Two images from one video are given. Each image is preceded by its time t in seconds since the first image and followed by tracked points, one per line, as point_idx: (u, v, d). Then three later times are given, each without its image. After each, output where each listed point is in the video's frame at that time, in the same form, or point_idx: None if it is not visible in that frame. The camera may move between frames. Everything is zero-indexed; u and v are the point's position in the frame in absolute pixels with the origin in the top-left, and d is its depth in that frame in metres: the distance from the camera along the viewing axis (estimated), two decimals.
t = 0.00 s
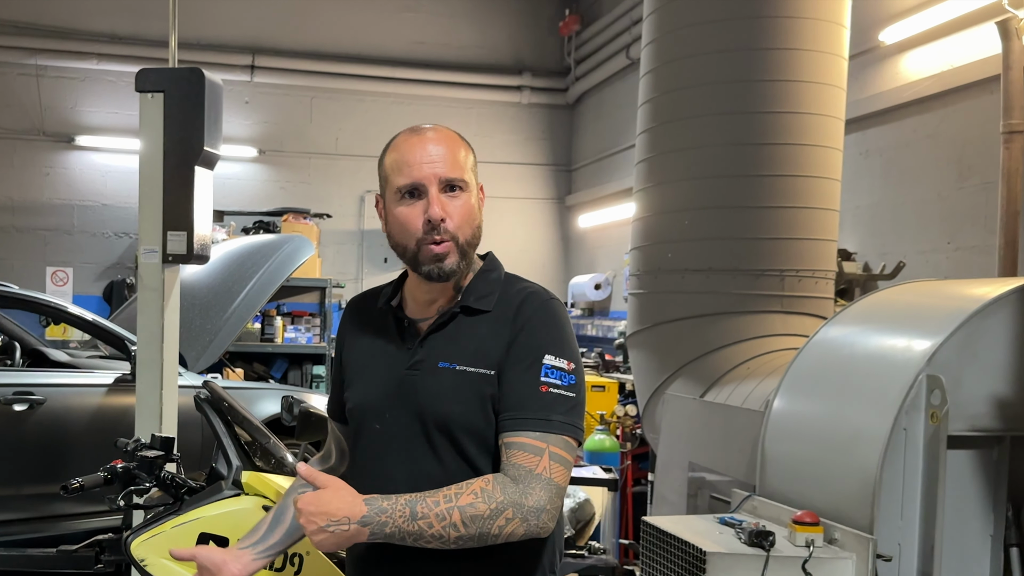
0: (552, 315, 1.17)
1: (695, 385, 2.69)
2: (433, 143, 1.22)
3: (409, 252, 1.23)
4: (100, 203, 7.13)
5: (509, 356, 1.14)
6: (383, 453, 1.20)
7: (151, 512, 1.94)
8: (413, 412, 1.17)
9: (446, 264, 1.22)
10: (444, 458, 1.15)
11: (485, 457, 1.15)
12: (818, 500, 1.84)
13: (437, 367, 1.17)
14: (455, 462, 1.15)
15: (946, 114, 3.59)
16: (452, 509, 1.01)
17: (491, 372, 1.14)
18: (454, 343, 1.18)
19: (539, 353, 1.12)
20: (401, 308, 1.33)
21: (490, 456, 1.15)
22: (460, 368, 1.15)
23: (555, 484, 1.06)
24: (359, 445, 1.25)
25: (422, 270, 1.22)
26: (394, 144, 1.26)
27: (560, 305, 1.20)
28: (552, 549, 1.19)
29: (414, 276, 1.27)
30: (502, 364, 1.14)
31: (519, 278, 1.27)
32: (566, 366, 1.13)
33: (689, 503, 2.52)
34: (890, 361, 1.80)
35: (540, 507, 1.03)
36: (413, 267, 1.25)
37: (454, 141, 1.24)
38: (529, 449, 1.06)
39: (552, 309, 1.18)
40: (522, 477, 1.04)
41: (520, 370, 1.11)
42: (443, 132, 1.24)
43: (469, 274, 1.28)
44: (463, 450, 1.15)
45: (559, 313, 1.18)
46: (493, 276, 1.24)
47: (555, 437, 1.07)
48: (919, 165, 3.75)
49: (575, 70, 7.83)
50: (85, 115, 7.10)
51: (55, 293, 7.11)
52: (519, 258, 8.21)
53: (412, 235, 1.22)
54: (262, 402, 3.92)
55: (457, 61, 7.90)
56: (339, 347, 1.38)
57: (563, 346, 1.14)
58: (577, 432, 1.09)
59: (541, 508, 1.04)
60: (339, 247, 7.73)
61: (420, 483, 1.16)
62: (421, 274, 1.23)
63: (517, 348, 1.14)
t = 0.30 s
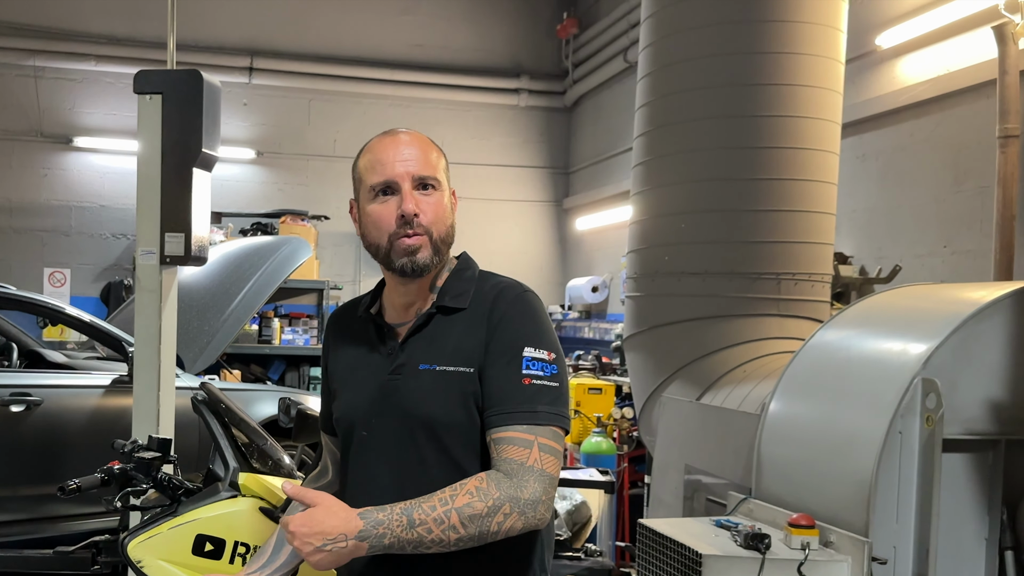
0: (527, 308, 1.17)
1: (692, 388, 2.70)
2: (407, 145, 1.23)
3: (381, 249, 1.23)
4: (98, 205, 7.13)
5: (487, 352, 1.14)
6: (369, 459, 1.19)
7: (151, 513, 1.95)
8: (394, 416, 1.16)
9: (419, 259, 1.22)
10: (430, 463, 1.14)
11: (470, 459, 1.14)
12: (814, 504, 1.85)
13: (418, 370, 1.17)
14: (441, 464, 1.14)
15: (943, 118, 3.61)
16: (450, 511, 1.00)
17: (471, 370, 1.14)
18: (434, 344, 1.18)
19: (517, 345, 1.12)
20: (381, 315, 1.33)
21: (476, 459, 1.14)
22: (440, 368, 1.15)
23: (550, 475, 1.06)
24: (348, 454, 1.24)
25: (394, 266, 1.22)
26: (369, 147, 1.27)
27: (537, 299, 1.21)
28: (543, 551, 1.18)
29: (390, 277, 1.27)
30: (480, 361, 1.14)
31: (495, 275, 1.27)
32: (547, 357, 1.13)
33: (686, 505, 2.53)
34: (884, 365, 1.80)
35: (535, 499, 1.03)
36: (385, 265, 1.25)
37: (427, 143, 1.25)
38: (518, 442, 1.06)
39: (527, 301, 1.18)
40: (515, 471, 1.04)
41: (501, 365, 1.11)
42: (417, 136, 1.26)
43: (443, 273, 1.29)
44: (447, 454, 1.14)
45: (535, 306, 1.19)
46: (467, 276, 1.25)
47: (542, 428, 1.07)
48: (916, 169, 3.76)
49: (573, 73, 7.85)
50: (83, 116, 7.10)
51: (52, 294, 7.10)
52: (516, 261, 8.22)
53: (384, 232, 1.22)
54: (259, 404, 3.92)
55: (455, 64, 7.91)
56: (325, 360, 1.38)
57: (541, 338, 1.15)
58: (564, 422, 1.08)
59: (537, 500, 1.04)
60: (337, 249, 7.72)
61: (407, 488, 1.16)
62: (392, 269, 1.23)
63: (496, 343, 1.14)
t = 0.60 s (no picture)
0: (533, 317, 1.19)
1: (691, 391, 2.70)
2: (420, 140, 1.28)
3: (377, 231, 1.24)
4: (97, 206, 7.12)
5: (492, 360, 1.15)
6: (362, 461, 1.17)
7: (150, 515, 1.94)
8: (391, 419, 1.15)
9: (410, 243, 1.22)
10: (425, 467, 1.14)
11: (468, 464, 1.14)
12: (813, 507, 1.85)
13: (418, 373, 1.16)
14: (436, 468, 1.14)
15: (942, 122, 3.62)
16: (487, 526, 1.02)
17: (476, 376, 1.14)
18: (435, 348, 1.18)
19: (528, 355, 1.15)
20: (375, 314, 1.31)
21: (472, 464, 1.14)
22: (442, 373, 1.15)
23: (565, 480, 1.12)
24: (335, 455, 1.22)
25: (385, 247, 1.23)
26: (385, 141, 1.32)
27: (537, 308, 1.23)
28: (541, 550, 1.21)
29: (385, 268, 1.27)
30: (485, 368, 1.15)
31: (492, 281, 1.28)
32: (556, 365, 1.17)
33: (684, 509, 2.53)
34: (884, 369, 1.81)
35: (558, 505, 1.09)
36: (380, 250, 1.25)
37: (439, 142, 1.30)
38: (538, 452, 1.09)
39: (532, 310, 1.20)
40: (538, 481, 1.08)
41: (513, 374, 1.13)
42: (432, 137, 1.31)
43: (441, 274, 1.28)
44: (445, 459, 1.14)
45: (538, 314, 1.21)
46: (467, 279, 1.25)
47: (558, 437, 1.11)
48: (915, 173, 3.77)
49: (572, 77, 7.87)
50: (82, 118, 7.10)
51: (51, 296, 7.09)
52: (514, 263, 8.22)
53: (382, 214, 1.24)
54: (258, 406, 3.92)
55: (454, 67, 7.92)
56: (310, 356, 1.35)
57: (547, 348, 1.17)
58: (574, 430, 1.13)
59: (559, 507, 1.09)
60: (336, 251, 7.72)
61: (401, 491, 1.15)
62: (384, 252, 1.23)
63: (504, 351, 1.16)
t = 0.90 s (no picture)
0: (557, 333, 1.24)
1: (690, 395, 2.70)
2: (444, 144, 1.29)
3: (395, 235, 1.25)
4: (96, 208, 7.12)
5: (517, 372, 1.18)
6: (372, 463, 1.16)
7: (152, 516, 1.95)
8: (409, 422, 1.15)
9: (428, 249, 1.22)
10: (438, 471, 1.14)
11: (481, 470, 1.15)
12: (812, 511, 1.86)
13: (441, 378, 1.17)
14: (449, 473, 1.14)
15: (941, 127, 3.63)
16: (552, 540, 1.11)
17: (500, 387, 1.17)
18: (458, 355, 1.19)
19: (557, 372, 1.19)
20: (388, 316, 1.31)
21: (484, 471, 1.15)
22: (465, 380, 1.16)
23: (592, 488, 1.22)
24: (340, 453, 1.20)
25: (403, 251, 1.23)
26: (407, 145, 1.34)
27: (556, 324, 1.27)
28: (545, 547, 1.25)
29: (403, 273, 1.27)
30: (509, 379, 1.18)
31: (507, 294, 1.31)
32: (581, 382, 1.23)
33: (684, 512, 2.53)
34: (885, 373, 1.81)
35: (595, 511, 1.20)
36: (397, 254, 1.26)
37: (463, 148, 1.30)
38: (576, 466, 1.17)
39: (554, 327, 1.24)
40: (580, 493, 1.16)
41: (545, 392, 1.17)
42: (456, 142, 1.31)
43: (458, 282, 1.29)
44: (459, 464, 1.14)
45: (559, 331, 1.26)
46: (485, 289, 1.27)
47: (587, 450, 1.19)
48: (914, 178, 3.78)
49: (572, 80, 7.88)
50: (83, 120, 7.10)
51: (51, 298, 7.09)
52: (514, 267, 8.22)
53: (401, 218, 1.24)
54: (258, 408, 3.92)
55: (455, 70, 7.94)
56: (313, 350, 1.33)
57: (572, 365, 1.22)
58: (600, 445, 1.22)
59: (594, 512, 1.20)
60: (335, 254, 7.72)
61: (409, 493, 1.14)
62: (402, 256, 1.24)
63: (530, 365, 1.19)
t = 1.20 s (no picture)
0: (566, 339, 1.23)
1: (690, 397, 2.70)
2: (456, 143, 1.29)
3: (405, 234, 1.25)
4: (96, 209, 7.12)
5: (527, 376, 1.18)
6: (381, 462, 1.16)
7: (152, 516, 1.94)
8: (420, 423, 1.15)
9: (438, 248, 1.22)
10: (448, 472, 1.14)
11: (491, 472, 1.15)
12: (811, 513, 1.86)
13: (451, 379, 1.17)
14: (459, 475, 1.14)
15: (941, 130, 3.64)
16: (544, 530, 1.08)
17: (509, 390, 1.17)
18: (469, 357, 1.19)
19: (566, 377, 1.19)
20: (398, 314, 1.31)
21: (491, 473, 1.15)
22: (476, 382, 1.16)
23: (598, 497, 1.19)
24: (347, 453, 1.20)
25: (412, 250, 1.23)
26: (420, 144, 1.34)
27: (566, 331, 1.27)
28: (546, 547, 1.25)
29: (414, 273, 1.27)
30: (519, 383, 1.18)
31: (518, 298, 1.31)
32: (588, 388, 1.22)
33: (683, 514, 2.53)
34: (886, 376, 1.81)
35: (596, 519, 1.17)
36: (407, 253, 1.26)
37: (475, 147, 1.30)
38: (580, 470, 1.15)
39: (564, 332, 1.24)
40: (582, 495, 1.13)
41: (556, 397, 1.17)
42: (469, 142, 1.32)
43: (469, 284, 1.29)
44: (470, 465, 1.14)
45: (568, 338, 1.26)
46: (497, 291, 1.27)
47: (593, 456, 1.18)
48: (914, 182, 3.79)
49: (572, 83, 7.89)
50: (83, 121, 7.10)
51: (50, 298, 7.08)
52: (513, 269, 8.22)
53: (411, 216, 1.25)
54: (257, 409, 3.92)
55: (455, 72, 7.94)
56: (322, 349, 1.32)
57: (580, 371, 1.22)
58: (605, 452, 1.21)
59: (595, 520, 1.17)
60: (335, 255, 7.72)
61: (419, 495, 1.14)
62: (411, 255, 1.24)
63: (541, 371, 1.19)
